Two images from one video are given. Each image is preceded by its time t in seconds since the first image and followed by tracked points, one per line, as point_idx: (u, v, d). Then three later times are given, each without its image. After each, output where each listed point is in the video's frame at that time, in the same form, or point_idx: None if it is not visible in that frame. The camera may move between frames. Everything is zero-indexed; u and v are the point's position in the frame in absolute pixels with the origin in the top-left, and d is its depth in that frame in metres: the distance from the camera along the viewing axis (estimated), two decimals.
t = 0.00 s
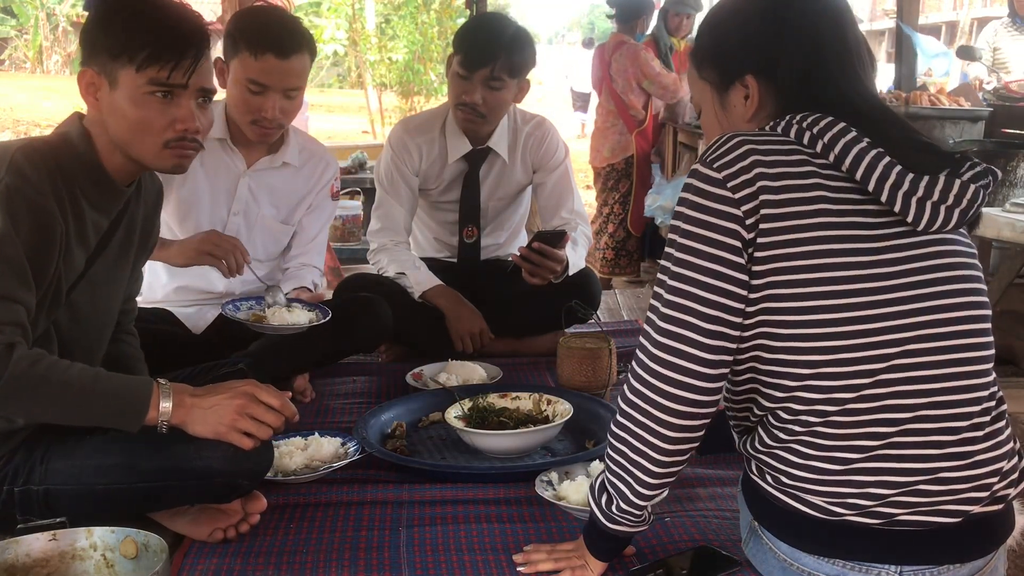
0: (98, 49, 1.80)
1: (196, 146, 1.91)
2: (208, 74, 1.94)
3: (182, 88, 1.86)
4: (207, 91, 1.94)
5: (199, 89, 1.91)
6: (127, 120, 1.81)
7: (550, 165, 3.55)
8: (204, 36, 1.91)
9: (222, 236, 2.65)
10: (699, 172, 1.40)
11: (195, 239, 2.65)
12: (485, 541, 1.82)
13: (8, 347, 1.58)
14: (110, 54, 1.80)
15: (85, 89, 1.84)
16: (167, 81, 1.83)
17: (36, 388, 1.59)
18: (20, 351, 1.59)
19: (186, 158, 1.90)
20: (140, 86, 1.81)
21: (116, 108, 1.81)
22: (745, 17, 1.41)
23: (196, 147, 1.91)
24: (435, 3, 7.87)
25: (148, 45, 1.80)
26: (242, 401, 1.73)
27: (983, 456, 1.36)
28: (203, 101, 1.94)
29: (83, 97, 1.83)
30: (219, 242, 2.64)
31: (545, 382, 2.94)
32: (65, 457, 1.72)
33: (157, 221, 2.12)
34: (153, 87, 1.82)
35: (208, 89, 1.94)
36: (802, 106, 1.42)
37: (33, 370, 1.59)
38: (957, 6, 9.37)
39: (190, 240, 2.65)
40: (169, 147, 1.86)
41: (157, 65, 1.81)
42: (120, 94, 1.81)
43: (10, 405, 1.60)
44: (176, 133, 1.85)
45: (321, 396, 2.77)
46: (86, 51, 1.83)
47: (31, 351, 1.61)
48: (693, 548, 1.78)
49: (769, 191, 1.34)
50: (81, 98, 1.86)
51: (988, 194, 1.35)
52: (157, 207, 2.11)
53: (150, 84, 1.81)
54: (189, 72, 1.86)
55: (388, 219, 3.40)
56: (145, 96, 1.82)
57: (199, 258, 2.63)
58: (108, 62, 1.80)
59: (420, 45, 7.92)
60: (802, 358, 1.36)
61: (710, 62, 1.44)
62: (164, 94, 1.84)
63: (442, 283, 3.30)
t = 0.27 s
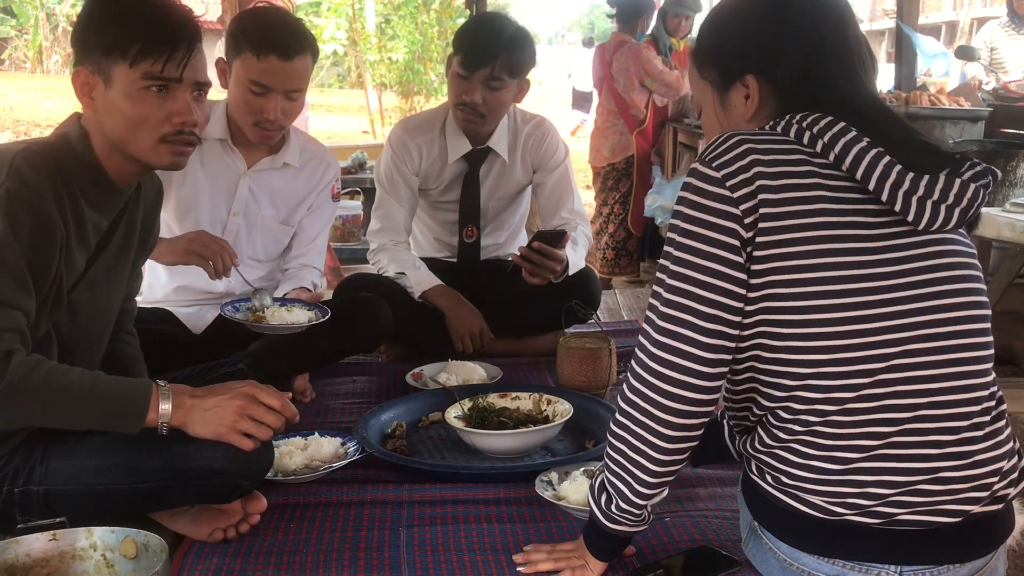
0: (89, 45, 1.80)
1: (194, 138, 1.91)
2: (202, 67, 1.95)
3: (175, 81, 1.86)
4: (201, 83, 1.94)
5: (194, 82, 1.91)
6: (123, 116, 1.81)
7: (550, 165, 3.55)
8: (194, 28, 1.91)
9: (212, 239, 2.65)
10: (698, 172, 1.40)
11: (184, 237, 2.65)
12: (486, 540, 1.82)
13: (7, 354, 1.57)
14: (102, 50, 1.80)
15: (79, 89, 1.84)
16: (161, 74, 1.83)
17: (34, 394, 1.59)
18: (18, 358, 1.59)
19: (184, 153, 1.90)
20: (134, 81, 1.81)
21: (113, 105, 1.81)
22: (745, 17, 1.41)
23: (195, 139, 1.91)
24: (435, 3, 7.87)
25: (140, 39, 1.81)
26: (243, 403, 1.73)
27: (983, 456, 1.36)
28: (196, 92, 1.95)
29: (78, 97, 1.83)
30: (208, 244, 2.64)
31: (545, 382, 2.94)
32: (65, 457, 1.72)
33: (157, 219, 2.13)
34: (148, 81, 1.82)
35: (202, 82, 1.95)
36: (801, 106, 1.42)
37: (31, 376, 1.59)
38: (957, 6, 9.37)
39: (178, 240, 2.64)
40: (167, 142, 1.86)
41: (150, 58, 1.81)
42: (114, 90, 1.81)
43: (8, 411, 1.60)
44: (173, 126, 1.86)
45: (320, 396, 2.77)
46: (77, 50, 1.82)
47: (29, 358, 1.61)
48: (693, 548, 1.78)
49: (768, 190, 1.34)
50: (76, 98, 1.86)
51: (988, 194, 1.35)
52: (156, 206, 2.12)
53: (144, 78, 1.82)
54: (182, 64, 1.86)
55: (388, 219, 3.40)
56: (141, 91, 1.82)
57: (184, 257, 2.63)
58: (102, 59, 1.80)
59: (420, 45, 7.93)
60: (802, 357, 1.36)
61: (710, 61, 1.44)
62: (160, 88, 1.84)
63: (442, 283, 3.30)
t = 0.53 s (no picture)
0: (85, 44, 1.80)
1: (192, 133, 1.91)
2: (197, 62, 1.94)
3: (172, 76, 1.86)
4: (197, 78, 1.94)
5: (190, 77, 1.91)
6: (122, 113, 1.81)
7: (550, 165, 3.55)
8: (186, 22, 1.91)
9: (207, 235, 2.65)
10: (697, 172, 1.40)
11: (179, 235, 2.65)
12: (486, 540, 1.82)
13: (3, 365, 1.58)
14: (98, 48, 1.80)
15: (76, 88, 1.83)
16: (158, 70, 1.83)
17: (29, 401, 1.60)
18: (14, 368, 1.59)
19: (182, 149, 1.90)
20: (131, 78, 1.81)
21: (111, 104, 1.81)
22: (744, 18, 1.41)
23: (193, 133, 1.91)
24: (435, 3, 7.87)
25: (136, 35, 1.80)
26: (241, 401, 1.71)
27: (983, 456, 1.36)
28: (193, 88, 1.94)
29: (75, 97, 1.83)
30: (203, 240, 2.64)
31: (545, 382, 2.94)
32: (65, 457, 1.72)
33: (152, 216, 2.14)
34: (145, 77, 1.82)
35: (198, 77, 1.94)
36: (801, 106, 1.42)
37: (27, 385, 1.60)
38: (957, 6, 9.38)
39: (172, 238, 2.64)
40: (166, 138, 1.86)
41: (147, 54, 1.81)
42: (112, 88, 1.81)
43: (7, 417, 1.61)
44: (172, 121, 1.85)
45: (320, 396, 2.77)
46: (72, 50, 1.82)
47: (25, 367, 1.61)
48: (693, 548, 1.78)
49: (767, 190, 1.34)
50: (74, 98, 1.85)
51: (987, 194, 1.35)
52: (152, 205, 2.13)
53: (141, 74, 1.81)
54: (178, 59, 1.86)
55: (388, 219, 3.40)
56: (139, 87, 1.82)
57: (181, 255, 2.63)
58: (98, 58, 1.80)
59: (420, 45, 7.93)
60: (801, 357, 1.36)
61: (710, 61, 1.44)
62: (157, 84, 1.84)
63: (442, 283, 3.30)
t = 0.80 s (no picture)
0: (85, 43, 1.80)
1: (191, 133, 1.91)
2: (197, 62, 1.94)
3: (171, 76, 1.85)
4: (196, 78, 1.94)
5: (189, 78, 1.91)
6: (121, 113, 1.81)
7: (550, 165, 3.55)
8: (186, 22, 1.91)
9: (207, 232, 2.64)
10: (697, 172, 1.40)
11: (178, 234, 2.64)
12: (485, 540, 1.82)
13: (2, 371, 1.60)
14: (98, 47, 1.79)
15: (75, 87, 1.83)
16: (158, 70, 1.83)
17: (27, 407, 1.61)
18: (12, 374, 1.61)
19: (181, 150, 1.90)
20: (131, 78, 1.81)
21: (111, 103, 1.81)
22: (745, 17, 1.41)
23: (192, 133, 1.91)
24: (435, 3, 7.86)
25: (136, 35, 1.80)
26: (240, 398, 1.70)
27: (983, 455, 1.36)
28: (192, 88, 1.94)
29: (75, 96, 1.83)
30: (203, 238, 2.63)
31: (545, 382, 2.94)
32: (64, 457, 1.72)
33: (152, 215, 2.14)
34: (144, 77, 1.82)
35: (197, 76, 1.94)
36: (801, 105, 1.42)
37: (26, 388, 1.61)
38: (956, 6, 9.38)
39: (173, 237, 2.64)
40: (165, 138, 1.86)
41: (146, 54, 1.81)
42: (112, 88, 1.81)
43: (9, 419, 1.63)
44: (170, 121, 1.85)
45: (320, 396, 2.77)
46: (72, 48, 1.82)
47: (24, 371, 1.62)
48: (693, 548, 1.78)
49: (767, 189, 1.34)
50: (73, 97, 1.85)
51: (987, 194, 1.35)
52: (151, 203, 2.13)
53: (141, 74, 1.81)
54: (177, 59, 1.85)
55: (388, 219, 3.40)
56: (138, 87, 1.82)
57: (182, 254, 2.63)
58: (98, 57, 1.80)
59: (420, 45, 7.93)
60: (801, 357, 1.36)
61: (710, 61, 1.44)
62: (156, 84, 1.84)
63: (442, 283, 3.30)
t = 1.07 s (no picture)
0: (89, 45, 1.80)
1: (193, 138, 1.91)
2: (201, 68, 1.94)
3: (174, 82, 1.85)
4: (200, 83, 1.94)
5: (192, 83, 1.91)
6: (122, 117, 1.81)
7: (550, 164, 3.56)
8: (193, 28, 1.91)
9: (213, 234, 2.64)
10: (697, 172, 1.40)
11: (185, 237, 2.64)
12: (486, 540, 1.82)
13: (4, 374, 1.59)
14: (102, 51, 1.80)
15: (77, 89, 1.83)
16: (162, 75, 1.83)
17: (27, 410, 1.61)
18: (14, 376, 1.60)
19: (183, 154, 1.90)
20: (134, 83, 1.81)
21: (113, 106, 1.81)
22: (745, 16, 1.41)
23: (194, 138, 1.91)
24: (435, 3, 7.86)
25: (141, 40, 1.81)
26: (242, 402, 1.71)
27: (982, 456, 1.36)
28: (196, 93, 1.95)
29: (77, 98, 1.83)
30: (210, 239, 2.63)
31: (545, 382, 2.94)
32: (64, 457, 1.72)
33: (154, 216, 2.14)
34: (148, 82, 1.82)
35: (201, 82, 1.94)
36: (801, 105, 1.42)
37: (27, 391, 1.60)
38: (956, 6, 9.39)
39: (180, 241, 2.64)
40: (166, 143, 1.86)
41: (151, 59, 1.81)
42: (115, 91, 1.81)
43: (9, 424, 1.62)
44: (173, 126, 1.85)
45: (320, 396, 2.77)
46: (76, 51, 1.82)
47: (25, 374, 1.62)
48: (693, 548, 1.78)
49: (767, 189, 1.34)
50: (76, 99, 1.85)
51: (986, 194, 1.35)
52: (152, 204, 2.12)
53: (144, 79, 1.81)
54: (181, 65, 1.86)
55: (388, 219, 3.40)
56: (142, 92, 1.82)
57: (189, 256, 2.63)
58: (102, 61, 1.80)
59: (420, 45, 7.93)
60: (801, 357, 1.36)
61: (711, 60, 1.44)
62: (160, 90, 1.84)
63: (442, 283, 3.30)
